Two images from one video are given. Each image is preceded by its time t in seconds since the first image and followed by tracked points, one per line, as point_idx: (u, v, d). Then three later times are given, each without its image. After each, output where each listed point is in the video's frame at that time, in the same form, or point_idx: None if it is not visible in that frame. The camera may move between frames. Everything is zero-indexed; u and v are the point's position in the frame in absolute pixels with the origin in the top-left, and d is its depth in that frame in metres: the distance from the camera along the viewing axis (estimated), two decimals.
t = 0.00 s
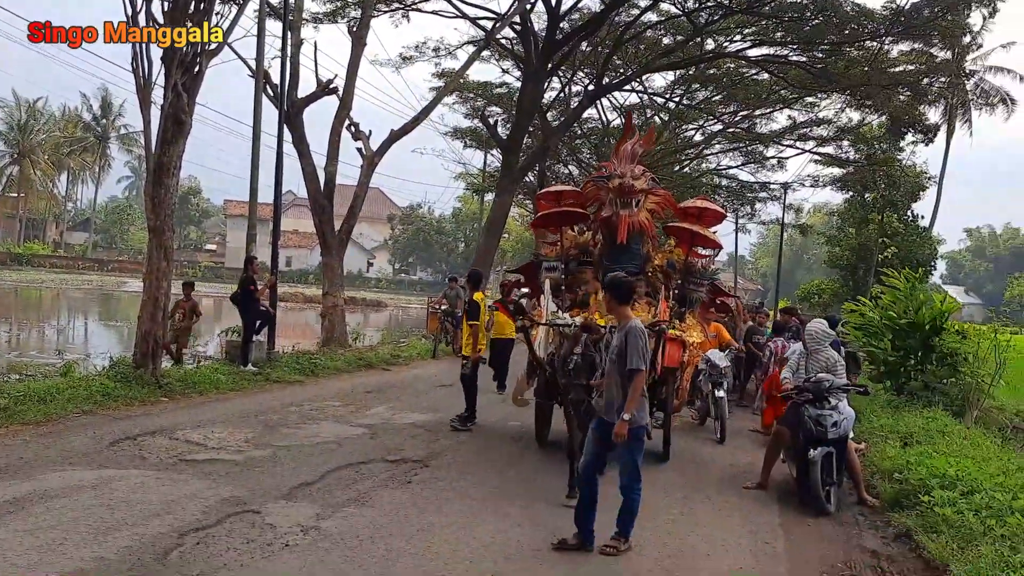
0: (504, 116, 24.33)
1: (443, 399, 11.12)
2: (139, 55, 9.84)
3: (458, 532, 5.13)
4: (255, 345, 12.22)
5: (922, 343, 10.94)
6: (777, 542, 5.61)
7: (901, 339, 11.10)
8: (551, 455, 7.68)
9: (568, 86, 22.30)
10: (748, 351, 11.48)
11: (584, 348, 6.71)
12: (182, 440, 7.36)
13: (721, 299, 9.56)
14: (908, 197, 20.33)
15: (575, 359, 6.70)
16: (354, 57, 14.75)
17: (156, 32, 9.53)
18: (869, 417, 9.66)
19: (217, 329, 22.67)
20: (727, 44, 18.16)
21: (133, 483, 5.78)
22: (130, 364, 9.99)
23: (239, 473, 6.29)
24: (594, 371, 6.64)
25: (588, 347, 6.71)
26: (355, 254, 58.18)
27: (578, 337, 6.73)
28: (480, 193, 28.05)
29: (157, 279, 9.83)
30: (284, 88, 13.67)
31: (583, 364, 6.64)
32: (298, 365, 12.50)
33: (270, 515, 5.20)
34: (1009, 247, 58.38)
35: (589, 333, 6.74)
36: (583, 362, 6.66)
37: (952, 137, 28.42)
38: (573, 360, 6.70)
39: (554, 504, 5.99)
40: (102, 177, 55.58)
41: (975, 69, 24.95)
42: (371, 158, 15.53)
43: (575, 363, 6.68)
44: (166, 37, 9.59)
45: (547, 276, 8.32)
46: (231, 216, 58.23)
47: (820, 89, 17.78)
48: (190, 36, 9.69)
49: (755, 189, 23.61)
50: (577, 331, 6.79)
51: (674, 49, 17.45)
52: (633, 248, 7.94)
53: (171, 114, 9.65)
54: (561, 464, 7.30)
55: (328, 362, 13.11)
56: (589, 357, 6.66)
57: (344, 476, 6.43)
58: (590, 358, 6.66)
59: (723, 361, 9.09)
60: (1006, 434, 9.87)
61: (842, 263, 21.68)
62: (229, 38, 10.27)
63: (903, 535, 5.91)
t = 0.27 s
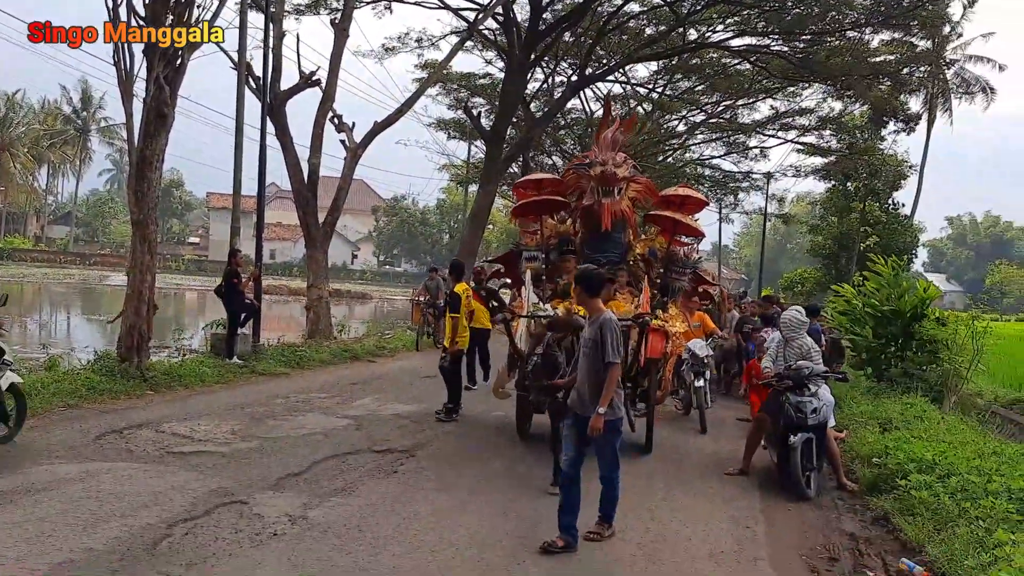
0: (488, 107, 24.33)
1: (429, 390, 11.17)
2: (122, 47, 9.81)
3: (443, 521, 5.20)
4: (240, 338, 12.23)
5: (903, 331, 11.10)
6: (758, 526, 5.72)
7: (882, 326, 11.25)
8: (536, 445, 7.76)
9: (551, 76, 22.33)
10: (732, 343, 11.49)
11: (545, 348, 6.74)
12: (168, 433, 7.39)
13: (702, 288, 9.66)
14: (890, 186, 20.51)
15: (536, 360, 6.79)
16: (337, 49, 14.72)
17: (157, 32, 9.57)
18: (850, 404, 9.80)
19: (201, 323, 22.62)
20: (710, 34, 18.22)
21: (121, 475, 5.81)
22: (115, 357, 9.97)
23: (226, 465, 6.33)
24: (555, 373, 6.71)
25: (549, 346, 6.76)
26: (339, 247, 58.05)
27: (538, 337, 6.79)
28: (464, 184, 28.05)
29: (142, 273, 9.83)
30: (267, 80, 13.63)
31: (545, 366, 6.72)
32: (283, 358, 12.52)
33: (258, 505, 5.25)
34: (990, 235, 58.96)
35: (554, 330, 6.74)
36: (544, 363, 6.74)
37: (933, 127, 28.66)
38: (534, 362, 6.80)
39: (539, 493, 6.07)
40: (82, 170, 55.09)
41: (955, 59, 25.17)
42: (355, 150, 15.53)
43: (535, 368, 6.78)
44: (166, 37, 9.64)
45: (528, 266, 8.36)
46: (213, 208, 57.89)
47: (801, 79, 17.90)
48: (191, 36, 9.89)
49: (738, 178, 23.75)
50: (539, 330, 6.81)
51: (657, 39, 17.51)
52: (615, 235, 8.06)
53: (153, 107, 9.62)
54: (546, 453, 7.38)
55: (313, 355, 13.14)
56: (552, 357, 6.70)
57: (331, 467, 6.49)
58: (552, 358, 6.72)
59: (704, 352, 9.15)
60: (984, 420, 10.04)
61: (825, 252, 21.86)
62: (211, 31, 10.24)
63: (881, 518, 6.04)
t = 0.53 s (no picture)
0: (479, 97, 24.34)
1: (422, 381, 11.25)
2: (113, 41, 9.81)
3: (437, 509, 5.27)
4: (234, 330, 12.27)
5: (892, 318, 11.19)
6: (747, 512, 5.80)
7: (871, 314, 11.35)
8: (529, 434, 7.84)
9: (543, 66, 22.33)
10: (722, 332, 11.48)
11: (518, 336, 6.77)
12: (165, 424, 7.45)
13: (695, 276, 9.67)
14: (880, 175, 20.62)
15: (507, 347, 6.85)
16: (328, 40, 14.71)
17: (156, 32, 9.58)
18: (840, 392, 9.89)
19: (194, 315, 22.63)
20: (701, 23, 18.24)
21: (119, 466, 5.88)
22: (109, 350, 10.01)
23: (222, 456, 6.40)
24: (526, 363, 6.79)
25: (522, 335, 6.80)
26: (331, 238, 58.00)
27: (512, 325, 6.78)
28: (456, 174, 28.07)
29: (136, 266, 9.88)
30: (258, 73, 13.63)
31: (515, 355, 6.81)
32: (277, 349, 12.58)
33: (254, 495, 5.32)
34: (980, 222, 59.26)
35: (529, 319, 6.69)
36: (515, 351, 6.81)
37: (923, 116, 28.77)
38: (505, 349, 6.85)
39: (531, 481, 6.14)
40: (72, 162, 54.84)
41: (945, 47, 25.25)
42: (346, 142, 15.55)
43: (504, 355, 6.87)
44: (167, 37, 9.68)
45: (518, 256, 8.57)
46: (205, 200, 57.73)
47: (792, 68, 17.97)
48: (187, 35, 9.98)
49: (729, 168, 23.82)
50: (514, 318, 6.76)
51: (648, 29, 17.54)
52: (604, 223, 8.10)
53: (145, 100, 9.64)
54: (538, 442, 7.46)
55: (307, 346, 13.20)
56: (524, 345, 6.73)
57: (326, 457, 6.55)
58: (524, 347, 6.78)
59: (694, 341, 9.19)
60: (972, 405, 10.15)
61: (816, 241, 21.97)
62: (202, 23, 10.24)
63: (868, 503, 6.14)
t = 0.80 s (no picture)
0: (477, 88, 24.33)
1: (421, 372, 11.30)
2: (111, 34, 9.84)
3: (438, 498, 5.34)
4: (233, 322, 12.32)
5: (888, 308, 11.26)
6: (744, 501, 5.88)
7: (868, 304, 11.42)
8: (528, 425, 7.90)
9: (540, 57, 22.33)
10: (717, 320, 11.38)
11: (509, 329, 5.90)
12: (166, 416, 7.51)
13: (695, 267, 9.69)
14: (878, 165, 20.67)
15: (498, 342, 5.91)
16: (326, 32, 14.71)
17: (156, 32, 9.59)
18: (837, 381, 9.96)
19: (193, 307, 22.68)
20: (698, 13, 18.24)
21: (121, 458, 5.94)
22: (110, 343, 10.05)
23: (223, 447, 6.47)
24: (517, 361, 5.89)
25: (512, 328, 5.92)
26: (330, 230, 58.00)
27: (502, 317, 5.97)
28: (454, 165, 28.08)
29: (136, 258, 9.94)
30: (256, 65, 13.64)
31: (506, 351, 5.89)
32: (277, 341, 12.63)
33: (257, 486, 5.38)
34: (978, 211, 59.32)
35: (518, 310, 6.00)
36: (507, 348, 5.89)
37: (920, 105, 28.80)
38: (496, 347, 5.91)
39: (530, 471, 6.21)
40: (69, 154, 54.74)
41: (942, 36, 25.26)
42: (344, 134, 15.57)
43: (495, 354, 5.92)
44: (166, 37, 9.70)
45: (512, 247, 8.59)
46: (203, 192, 57.69)
47: (789, 57, 17.98)
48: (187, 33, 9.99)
49: (727, 158, 23.85)
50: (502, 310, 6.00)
51: (646, 19, 17.54)
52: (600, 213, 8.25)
53: (144, 94, 9.65)
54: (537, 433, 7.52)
55: (307, 338, 13.25)
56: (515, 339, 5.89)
57: (327, 448, 6.61)
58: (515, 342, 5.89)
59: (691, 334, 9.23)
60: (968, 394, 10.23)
61: (814, 230, 22.02)
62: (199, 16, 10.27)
63: (864, 491, 6.21)
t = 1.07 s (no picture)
0: (477, 78, 24.31)
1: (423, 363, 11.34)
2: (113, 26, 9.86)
3: (442, 488, 5.37)
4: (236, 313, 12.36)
5: (889, 298, 11.29)
6: (746, 489, 5.93)
7: (868, 293, 11.46)
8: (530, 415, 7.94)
9: (541, 47, 22.30)
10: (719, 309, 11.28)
11: (503, 330, 5.59)
12: (171, 407, 7.55)
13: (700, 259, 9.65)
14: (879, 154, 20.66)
15: (491, 346, 5.57)
16: (326, 23, 14.71)
17: (156, 32, 9.64)
18: (837, 371, 9.99)
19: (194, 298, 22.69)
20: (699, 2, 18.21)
21: (127, 449, 5.98)
22: (113, 334, 10.09)
23: (228, 437, 6.50)
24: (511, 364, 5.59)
25: (506, 329, 5.62)
26: (330, 221, 57.98)
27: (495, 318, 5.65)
28: (455, 156, 28.07)
29: (139, 250, 9.97)
30: (257, 56, 13.64)
31: (501, 354, 5.57)
32: (279, 332, 12.67)
33: (262, 475, 5.43)
34: (979, 200, 59.29)
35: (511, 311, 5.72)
36: (502, 350, 5.58)
37: (921, 94, 28.76)
38: (489, 350, 5.58)
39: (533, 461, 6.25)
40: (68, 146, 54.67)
41: (943, 25, 25.23)
42: (345, 125, 15.58)
43: (490, 358, 5.57)
44: (166, 37, 9.71)
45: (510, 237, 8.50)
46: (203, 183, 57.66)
47: (789, 47, 17.96)
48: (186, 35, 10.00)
49: (728, 148, 23.84)
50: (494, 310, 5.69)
51: (647, 9, 17.51)
52: (600, 203, 8.31)
53: (145, 86, 9.67)
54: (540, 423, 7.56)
55: (309, 329, 13.28)
56: (509, 341, 5.58)
57: (331, 438, 6.66)
58: (510, 344, 5.58)
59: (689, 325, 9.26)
60: (968, 383, 10.27)
61: (814, 220, 22.03)
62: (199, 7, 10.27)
63: (864, 480, 6.26)
